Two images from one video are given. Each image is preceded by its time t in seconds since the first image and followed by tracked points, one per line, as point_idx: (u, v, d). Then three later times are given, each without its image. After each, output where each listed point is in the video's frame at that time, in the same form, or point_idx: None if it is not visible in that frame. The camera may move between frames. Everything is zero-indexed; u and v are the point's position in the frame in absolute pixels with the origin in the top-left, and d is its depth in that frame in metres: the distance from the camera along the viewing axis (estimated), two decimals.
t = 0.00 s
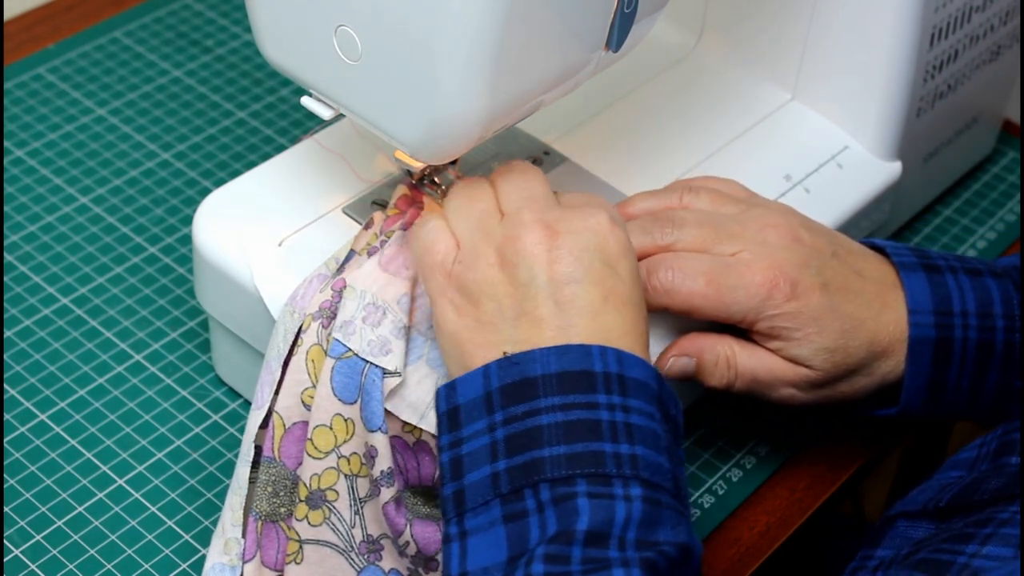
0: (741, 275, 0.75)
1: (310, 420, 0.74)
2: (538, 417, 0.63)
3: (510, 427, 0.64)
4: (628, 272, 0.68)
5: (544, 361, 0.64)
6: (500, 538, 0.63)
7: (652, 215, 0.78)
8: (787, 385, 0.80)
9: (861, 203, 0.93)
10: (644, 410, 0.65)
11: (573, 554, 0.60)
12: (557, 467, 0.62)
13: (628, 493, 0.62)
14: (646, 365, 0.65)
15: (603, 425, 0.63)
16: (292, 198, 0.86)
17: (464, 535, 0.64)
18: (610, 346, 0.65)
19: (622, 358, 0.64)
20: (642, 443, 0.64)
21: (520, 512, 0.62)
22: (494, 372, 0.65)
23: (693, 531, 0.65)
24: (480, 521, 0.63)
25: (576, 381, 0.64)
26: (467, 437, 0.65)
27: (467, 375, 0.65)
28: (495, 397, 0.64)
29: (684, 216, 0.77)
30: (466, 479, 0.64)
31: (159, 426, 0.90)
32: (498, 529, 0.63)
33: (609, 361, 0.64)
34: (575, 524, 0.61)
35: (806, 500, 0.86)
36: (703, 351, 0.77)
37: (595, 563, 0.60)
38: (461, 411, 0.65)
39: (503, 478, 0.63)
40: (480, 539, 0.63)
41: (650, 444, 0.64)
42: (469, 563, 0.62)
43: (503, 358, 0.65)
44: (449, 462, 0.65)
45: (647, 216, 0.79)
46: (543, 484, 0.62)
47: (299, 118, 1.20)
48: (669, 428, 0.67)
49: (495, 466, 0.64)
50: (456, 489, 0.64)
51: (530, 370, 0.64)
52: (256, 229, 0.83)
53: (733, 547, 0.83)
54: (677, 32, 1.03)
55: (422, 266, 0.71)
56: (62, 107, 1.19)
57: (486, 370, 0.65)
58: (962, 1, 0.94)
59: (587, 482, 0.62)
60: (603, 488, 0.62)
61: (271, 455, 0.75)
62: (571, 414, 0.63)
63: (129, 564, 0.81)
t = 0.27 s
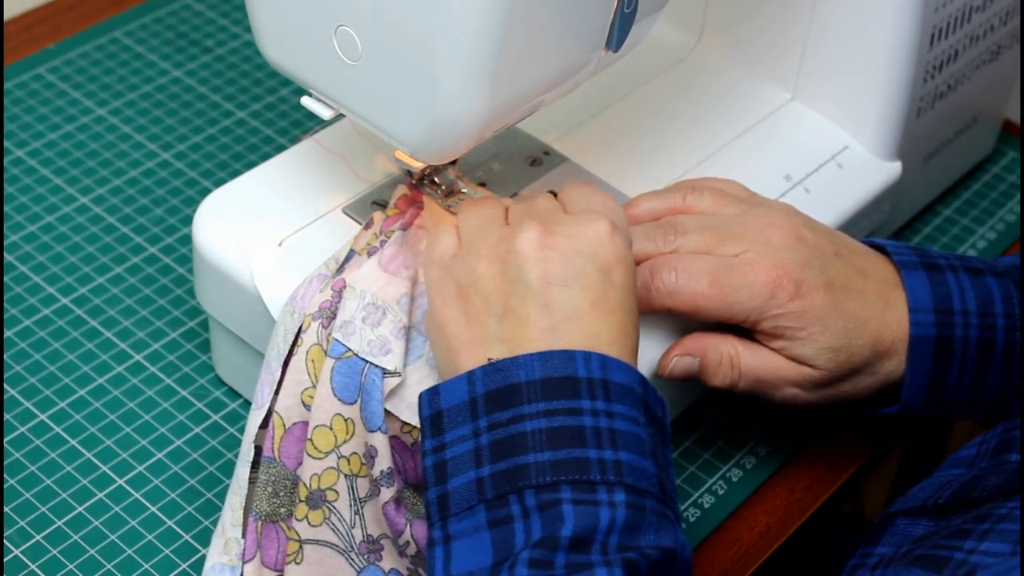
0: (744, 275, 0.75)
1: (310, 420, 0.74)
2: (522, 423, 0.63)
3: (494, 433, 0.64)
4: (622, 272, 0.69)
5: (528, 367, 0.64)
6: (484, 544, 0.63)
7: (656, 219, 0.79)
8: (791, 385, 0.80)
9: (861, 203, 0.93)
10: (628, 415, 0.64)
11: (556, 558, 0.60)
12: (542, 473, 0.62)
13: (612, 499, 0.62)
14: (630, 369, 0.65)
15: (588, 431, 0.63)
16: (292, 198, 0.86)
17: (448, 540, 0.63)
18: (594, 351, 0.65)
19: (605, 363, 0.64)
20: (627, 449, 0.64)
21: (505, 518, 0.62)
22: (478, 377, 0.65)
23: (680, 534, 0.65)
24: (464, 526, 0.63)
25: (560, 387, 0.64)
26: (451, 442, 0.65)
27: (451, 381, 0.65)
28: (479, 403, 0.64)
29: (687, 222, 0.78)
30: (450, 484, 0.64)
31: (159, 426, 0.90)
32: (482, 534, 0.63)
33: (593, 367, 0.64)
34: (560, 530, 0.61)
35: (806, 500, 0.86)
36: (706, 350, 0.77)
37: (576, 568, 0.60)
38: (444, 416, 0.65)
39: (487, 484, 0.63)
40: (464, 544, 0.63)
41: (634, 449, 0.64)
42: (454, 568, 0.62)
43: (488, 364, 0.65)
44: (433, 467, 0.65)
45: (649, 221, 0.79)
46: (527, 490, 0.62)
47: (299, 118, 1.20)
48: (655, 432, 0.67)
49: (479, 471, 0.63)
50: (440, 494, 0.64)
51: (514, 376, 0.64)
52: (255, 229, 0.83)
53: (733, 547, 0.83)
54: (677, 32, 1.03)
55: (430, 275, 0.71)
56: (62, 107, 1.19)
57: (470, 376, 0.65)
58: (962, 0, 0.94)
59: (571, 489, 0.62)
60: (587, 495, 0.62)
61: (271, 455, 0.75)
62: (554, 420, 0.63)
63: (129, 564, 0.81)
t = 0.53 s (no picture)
0: (747, 275, 0.75)
1: (310, 420, 0.74)
2: (511, 426, 0.63)
3: (484, 436, 0.64)
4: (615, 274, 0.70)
5: (517, 370, 0.64)
6: (473, 546, 0.63)
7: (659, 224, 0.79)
8: (793, 384, 0.80)
9: (861, 203, 0.93)
10: (618, 418, 0.64)
11: (546, 562, 0.61)
12: (531, 475, 0.62)
13: (601, 502, 0.62)
14: (619, 372, 0.65)
15: (577, 433, 0.63)
16: (292, 198, 0.86)
17: (438, 544, 0.64)
18: (584, 355, 0.65)
19: (595, 367, 0.65)
20: (616, 452, 0.64)
21: (493, 520, 0.62)
22: (468, 381, 0.65)
23: (669, 537, 0.65)
24: (453, 529, 0.63)
25: (549, 390, 0.64)
26: (441, 446, 0.65)
27: (442, 385, 0.66)
28: (469, 406, 0.65)
29: (690, 227, 0.78)
30: (440, 488, 0.65)
31: (159, 426, 0.90)
32: (471, 537, 0.63)
33: (583, 370, 0.64)
34: (548, 532, 0.61)
35: (806, 500, 0.86)
36: (709, 346, 0.77)
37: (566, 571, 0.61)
38: (435, 419, 0.66)
39: (476, 486, 0.63)
40: (454, 547, 0.63)
41: (624, 452, 0.64)
42: (444, 571, 0.63)
43: (478, 367, 0.65)
44: (423, 470, 0.65)
45: (651, 226, 0.79)
46: (516, 493, 0.62)
47: (299, 118, 1.20)
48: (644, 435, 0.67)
49: (468, 475, 0.64)
50: (431, 498, 0.65)
51: (504, 379, 0.64)
52: (255, 229, 0.83)
53: (733, 547, 0.83)
54: (677, 33, 1.03)
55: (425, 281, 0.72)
56: (62, 107, 1.19)
57: (460, 380, 0.65)
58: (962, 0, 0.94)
59: (560, 492, 0.62)
60: (576, 498, 0.62)
61: (271, 455, 0.75)
62: (544, 423, 0.63)
63: (129, 564, 0.81)
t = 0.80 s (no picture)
0: (748, 276, 0.75)
1: (310, 420, 0.74)
2: (508, 434, 0.63)
3: (481, 445, 0.64)
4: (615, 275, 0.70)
5: (514, 379, 0.64)
6: (470, 554, 0.62)
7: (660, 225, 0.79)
8: (792, 383, 0.80)
9: (861, 203, 0.93)
10: (615, 426, 0.64)
11: (540, 569, 0.60)
12: (527, 484, 0.62)
13: (597, 510, 0.62)
14: (617, 381, 0.65)
15: (573, 442, 0.63)
16: (293, 197, 0.86)
17: (435, 552, 0.63)
18: (581, 363, 0.65)
19: (593, 375, 0.65)
20: (612, 460, 0.63)
21: (490, 529, 0.62)
22: (466, 390, 0.65)
23: (667, 545, 0.64)
24: (450, 537, 0.63)
25: (546, 399, 0.64)
26: (439, 454, 0.65)
27: (439, 394, 0.65)
28: (466, 415, 0.65)
29: (690, 227, 0.78)
30: (437, 496, 0.64)
31: (159, 426, 0.90)
32: (467, 545, 0.63)
33: (580, 379, 0.64)
34: (544, 540, 0.61)
35: (806, 500, 0.86)
36: (711, 344, 0.77)
37: None
38: (432, 428, 0.65)
39: (473, 495, 0.63)
40: (451, 556, 0.63)
41: (621, 460, 0.64)
42: None
43: (475, 377, 0.65)
44: (420, 479, 0.65)
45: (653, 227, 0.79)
46: (512, 501, 0.62)
47: (299, 117, 1.20)
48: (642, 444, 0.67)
49: (465, 483, 0.64)
50: (427, 507, 0.64)
51: (501, 389, 0.64)
52: (256, 229, 0.83)
53: (733, 547, 0.83)
54: (677, 33, 1.03)
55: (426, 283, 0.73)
56: (62, 107, 1.19)
57: (457, 389, 0.65)
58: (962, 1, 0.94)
59: (556, 500, 0.62)
60: (572, 506, 0.62)
61: (271, 455, 0.75)
62: (540, 432, 0.63)
63: (129, 564, 0.81)
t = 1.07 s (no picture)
0: (746, 281, 0.75)
1: (310, 421, 0.74)
2: (496, 454, 0.62)
3: (468, 465, 0.63)
4: (613, 280, 0.70)
5: (504, 399, 0.63)
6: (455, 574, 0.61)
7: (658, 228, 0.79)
8: (791, 390, 0.80)
9: (861, 204, 0.93)
10: (603, 447, 0.63)
11: None
12: (514, 504, 0.61)
13: (583, 532, 0.60)
14: (607, 402, 0.64)
15: (561, 462, 0.62)
16: (295, 196, 0.86)
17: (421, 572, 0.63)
18: (571, 383, 0.63)
19: (582, 396, 0.63)
20: (600, 481, 0.62)
21: (475, 549, 0.61)
22: (455, 409, 0.64)
23: (653, 569, 0.63)
24: (436, 557, 0.62)
25: (535, 418, 0.62)
26: (427, 474, 0.64)
27: (428, 412, 0.64)
28: (455, 435, 0.64)
29: (688, 230, 0.78)
30: (424, 517, 0.64)
31: (159, 426, 0.90)
32: (452, 565, 0.62)
33: (569, 399, 0.63)
34: (529, 561, 0.59)
35: (806, 500, 0.86)
36: (710, 350, 0.77)
37: None
38: (421, 447, 0.65)
39: (460, 515, 0.62)
40: None
41: (608, 481, 0.62)
42: None
43: (464, 396, 0.64)
44: (408, 498, 0.64)
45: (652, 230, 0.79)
46: (498, 521, 0.61)
47: (299, 118, 1.20)
48: (629, 466, 0.65)
49: (452, 503, 0.63)
50: (414, 527, 0.64)
51: (489, 408, 0.63)
52: (256, 228, 0.83)
53: (733, 547, 0.83)
54: (677, 33, 1.03)
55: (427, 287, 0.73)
56: (62, 107, 1.19)
57: (447, 408, 0.64)
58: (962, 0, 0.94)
59: (542, 520, 0.61)
60: (559, 527, 0.60)
61: (271, 455, 0.75)
62: (529, 452, 0.62)
63: (129, 564, 0.81)
